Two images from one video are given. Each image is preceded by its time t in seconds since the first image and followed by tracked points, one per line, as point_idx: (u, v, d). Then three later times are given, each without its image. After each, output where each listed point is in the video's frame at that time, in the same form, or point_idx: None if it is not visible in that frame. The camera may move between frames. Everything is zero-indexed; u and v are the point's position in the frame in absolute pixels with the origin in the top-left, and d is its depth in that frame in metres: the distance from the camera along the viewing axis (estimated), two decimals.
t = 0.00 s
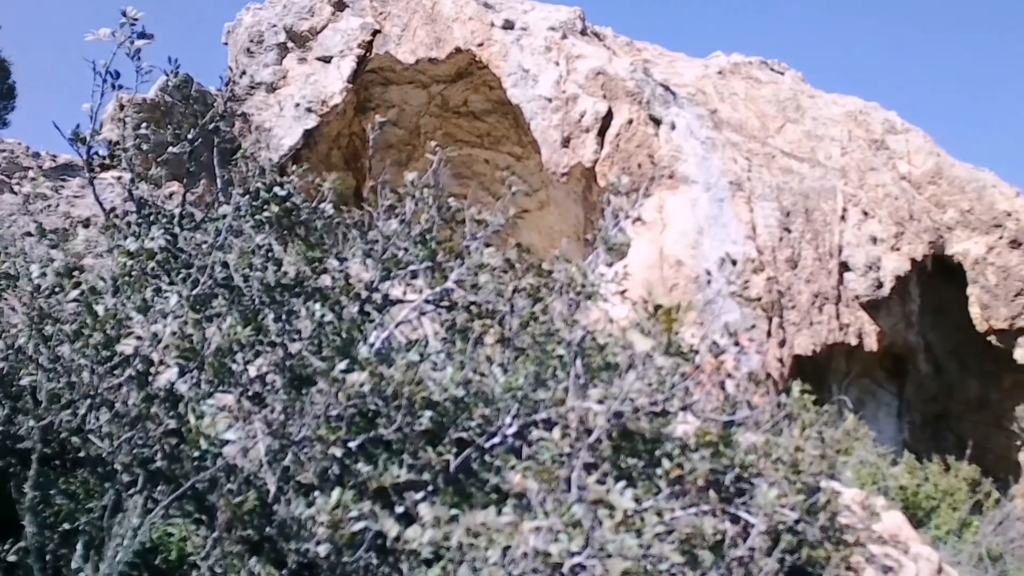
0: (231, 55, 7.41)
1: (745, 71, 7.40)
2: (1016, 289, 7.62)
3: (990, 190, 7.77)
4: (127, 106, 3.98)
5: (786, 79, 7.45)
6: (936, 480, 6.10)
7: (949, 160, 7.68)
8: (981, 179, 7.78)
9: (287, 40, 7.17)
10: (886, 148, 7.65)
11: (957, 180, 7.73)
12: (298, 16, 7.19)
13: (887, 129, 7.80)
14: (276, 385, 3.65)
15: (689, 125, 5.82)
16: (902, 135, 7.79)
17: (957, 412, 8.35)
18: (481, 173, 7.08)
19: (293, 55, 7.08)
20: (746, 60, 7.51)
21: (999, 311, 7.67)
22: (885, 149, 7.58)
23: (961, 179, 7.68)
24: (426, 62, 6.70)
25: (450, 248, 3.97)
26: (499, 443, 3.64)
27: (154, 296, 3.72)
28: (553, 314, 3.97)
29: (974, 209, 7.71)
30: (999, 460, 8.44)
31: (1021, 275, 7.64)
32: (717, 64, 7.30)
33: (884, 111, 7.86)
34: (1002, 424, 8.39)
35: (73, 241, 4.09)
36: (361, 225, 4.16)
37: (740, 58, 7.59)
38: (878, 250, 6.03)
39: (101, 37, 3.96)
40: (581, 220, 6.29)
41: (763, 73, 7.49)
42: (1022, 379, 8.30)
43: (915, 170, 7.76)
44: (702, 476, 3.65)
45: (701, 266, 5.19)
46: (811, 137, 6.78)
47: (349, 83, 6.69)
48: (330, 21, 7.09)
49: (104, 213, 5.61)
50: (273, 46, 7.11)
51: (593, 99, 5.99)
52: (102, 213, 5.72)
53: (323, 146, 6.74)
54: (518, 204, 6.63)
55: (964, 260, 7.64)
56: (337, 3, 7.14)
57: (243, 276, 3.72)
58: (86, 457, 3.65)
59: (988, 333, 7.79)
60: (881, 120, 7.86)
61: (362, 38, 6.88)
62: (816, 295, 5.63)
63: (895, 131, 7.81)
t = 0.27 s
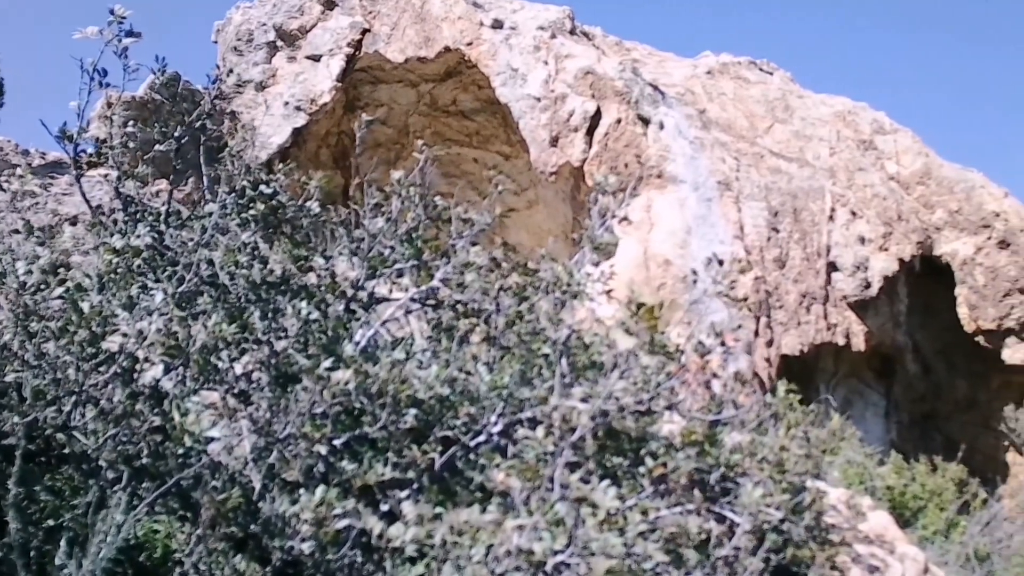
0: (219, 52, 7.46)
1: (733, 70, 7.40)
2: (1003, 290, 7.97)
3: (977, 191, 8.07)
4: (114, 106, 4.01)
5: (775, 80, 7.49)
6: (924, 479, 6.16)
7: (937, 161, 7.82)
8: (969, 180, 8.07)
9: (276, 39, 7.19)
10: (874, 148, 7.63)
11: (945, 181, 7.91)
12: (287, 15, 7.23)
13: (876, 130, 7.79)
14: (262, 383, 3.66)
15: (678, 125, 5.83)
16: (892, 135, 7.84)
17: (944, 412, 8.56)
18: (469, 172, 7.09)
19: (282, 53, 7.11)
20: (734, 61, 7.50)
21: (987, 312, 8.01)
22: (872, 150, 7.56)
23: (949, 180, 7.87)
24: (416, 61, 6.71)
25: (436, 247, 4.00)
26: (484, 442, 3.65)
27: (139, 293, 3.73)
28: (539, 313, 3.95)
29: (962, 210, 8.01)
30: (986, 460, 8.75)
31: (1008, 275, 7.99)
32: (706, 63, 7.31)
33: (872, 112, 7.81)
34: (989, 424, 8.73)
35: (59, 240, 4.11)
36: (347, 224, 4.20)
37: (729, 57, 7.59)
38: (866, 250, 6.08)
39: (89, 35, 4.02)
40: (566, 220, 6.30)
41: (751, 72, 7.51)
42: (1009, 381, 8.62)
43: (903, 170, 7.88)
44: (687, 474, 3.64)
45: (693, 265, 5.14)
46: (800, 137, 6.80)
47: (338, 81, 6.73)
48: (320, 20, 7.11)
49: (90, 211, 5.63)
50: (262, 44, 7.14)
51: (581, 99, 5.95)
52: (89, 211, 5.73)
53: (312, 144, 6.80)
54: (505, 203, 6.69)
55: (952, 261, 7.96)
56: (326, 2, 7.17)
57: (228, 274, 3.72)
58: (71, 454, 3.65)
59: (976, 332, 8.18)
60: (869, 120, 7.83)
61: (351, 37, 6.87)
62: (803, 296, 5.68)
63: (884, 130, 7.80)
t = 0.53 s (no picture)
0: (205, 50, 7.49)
1: (721, 71, 7.41)
2: (990, 291, 7.88)
3: (966, 193, 8.05)
4: (100, 102, 4.01)
5: (763, 81, 7.51)
6: (909, 481, 6.24)
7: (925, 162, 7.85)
8: (957, 181, 8.05)
9: (264, 38, 7.20)
10: (861, 149, 7.70)
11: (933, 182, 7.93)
12: (275, 13, 7.22)
13: (863, 131, 7.95)
14: (246, 380, 3.67)
15: (664, 125, 5.85)
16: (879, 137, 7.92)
17: (930, 413, 8.52)
18: (455, 171, 7.12)
19: (269, 51, 7.10)
20: (722, 61, 7.51)
21: (974, 313, 7.91)
22: (860, 151, 7.65)
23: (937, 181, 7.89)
24: (403, 59, 6.72)
25: (420, 244, 3.98)
26: (468, 440, 3.65)
27: (124, 289, 3.73)
28: (524, 311, 3.95)
29: (950, 211, 7.97)
30: (972, 462, 8.64)
31: (996, 277, 7.90)
32: (693, 64, 7.32)
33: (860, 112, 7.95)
34: (975, 426, 8.61)
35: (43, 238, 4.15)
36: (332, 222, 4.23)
37: (717, 58, 7.60)
38: (852, 251, 6.17)
39: (77, 31, 4.00)
40: (553, 219, 6.32)
41: (739, 73, 7.52)
42: (996, 383, 8.49)
43: (891, 171, 7.97)
44: (668, 473, 3.66)
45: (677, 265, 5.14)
46: (787, 138, 6.82)
47: (324, 80, 6.74)
48: (307, 19, 7.10)
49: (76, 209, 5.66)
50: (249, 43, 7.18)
51: (569, 98, 5.96)
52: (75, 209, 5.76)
53: (297, 142, 6.82)
54: (492, 202, 6.66)
55: (940, 261, 7.92)
56: (314, 1, 7.17)
57: (214, 272, 3.71)
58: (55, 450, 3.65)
59: (962, 334, 8.07)
60: (857, 122, 8.00)
61: (338, 36, 6.89)
62: (790, 296, 5.72)
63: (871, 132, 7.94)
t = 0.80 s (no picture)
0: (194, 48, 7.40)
1: (710, 71, 7.40)
2: (979, 292, 7.73)
3: (955, 193, 7.85)
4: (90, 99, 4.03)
5: (752, 81, 7.51)
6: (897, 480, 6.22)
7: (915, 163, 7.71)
8: (947, 182, 7.87)
9: (253, 35, 7.13)
10: (849, 150, 7.64)
11: (922, 183, 7.79)
12: (265, 11, 7.17)
13: (852, 131, 7.87)
14: (233, 376, 3.66)
15: (653, 125, 5.90)
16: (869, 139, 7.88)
17: (918, 413, 8.48)
18: (443, 170, 7.14)
19: (258, 50, 7.07)
20: (711, 61, 7.49)
21: (962, 314, 7.79)
22: (848, 151, 7.58)
23: (926, 182, 7.74)
24: (392, 58, 6.73)
25: (407, 241, 3.99)
26: (454, 438, 3.64)
27: (111, 286, 3.73)
28: (511, 310, 3.95)
29: (939, 212, 7.79)
30: (960, 462, 8.56)
31: (985, 278, 7.72)
32: (682, 64, 7.31)
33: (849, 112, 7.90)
34: (964, 427, 8.49)
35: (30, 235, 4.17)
36: (319, 218, 4.18)
37: (706, 57, 7.59)
38: (841, 252, 6.21)
39: (65, 28, 4.00)
40: (542, 218, 6.33)
41: (728, 73, 7.50)
42: (984, 384, 8.42)
43: (880, 172, 7.88)
44: (654, 472, 3.64)
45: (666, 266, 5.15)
46: (775, 138, 6.83)
47: (313, 78, 6.71)
48: (297, 17, 7.08)
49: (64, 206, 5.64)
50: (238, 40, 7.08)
51: (557, 97, 5.98)
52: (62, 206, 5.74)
53: (286, 140, 6.78)
54: (479, 200, 6.72)
55: (928, 263, 7.74)
56: None
57: (201, 269, 3.71)
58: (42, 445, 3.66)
59: (950, 336, 7.95)
60: (846, 122, 7.89)
61: (328, 34, 6.87)
62: (778, 296, 5.77)
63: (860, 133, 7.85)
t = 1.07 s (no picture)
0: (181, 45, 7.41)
1: (698, 69, 7.38)
2: (966, 293, 7.67)
3: (942, 193, 7.71)
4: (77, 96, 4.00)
5: (740, 80, 7.49)
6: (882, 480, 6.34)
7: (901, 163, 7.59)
8: (933, 182, 7.71)
9: (240, 32, 7.15)
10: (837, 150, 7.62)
11: (909, 183, 7.61)
12: (252, 8, 7.19)
13: (839, 131, 7.74)
14: (217, 372, 3.66)
15: (640, 124, 5.89)
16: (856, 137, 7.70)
17: (904, 414, 8.39)
18: (429, 168, 7.04)
19: (246, 47, 7.08)
20: (699, 59, 7.45)
21: (948, 315, 7.74)
22: (836, 151, 7.57)
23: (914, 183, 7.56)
24: (379, 55, 6.73)
25: (394, 238, 4.03)
26: (439, 434, 3.64)
27: (96, 280, 3.73)
28: (496, 307, 3.91)
29: (926, 213, 7.67)
30: (944, 462, 8.59)
31: (972, 279, 7.67)
32: (670, 62, 7.26)
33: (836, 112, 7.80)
34: (949, 427, 8.50)
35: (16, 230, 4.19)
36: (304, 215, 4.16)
37: (693, 55, 7.57)
38: (828, 251, 6.30)
39: (53, 23, 4.02)
40: (529, 217, 6.26)
41: (716, 71, 7.47)
42: (970, 384, 8.34)
43: (866, 173, 7.69)
44: (638, 469, 3.63)
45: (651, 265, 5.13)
46: (763, 138, 6.82)
47: (300, 75, 6.70)
48: (284, 14, 7.08)
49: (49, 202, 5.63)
50: (225, 37, 7.10)
51: (544, 96, 6.00)
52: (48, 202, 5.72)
53: (273, 137, 6.74)
54: (466, 198, 6.70)
55: (914, 264, 7.68)
56: None
57: (186, 264, 3.71)
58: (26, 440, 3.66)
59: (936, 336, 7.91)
60: (834, 122, 7.79)
61: (316, 31, 6.86)
62: (763, 295, 5.84)
63: (848, 133, 7.75)
